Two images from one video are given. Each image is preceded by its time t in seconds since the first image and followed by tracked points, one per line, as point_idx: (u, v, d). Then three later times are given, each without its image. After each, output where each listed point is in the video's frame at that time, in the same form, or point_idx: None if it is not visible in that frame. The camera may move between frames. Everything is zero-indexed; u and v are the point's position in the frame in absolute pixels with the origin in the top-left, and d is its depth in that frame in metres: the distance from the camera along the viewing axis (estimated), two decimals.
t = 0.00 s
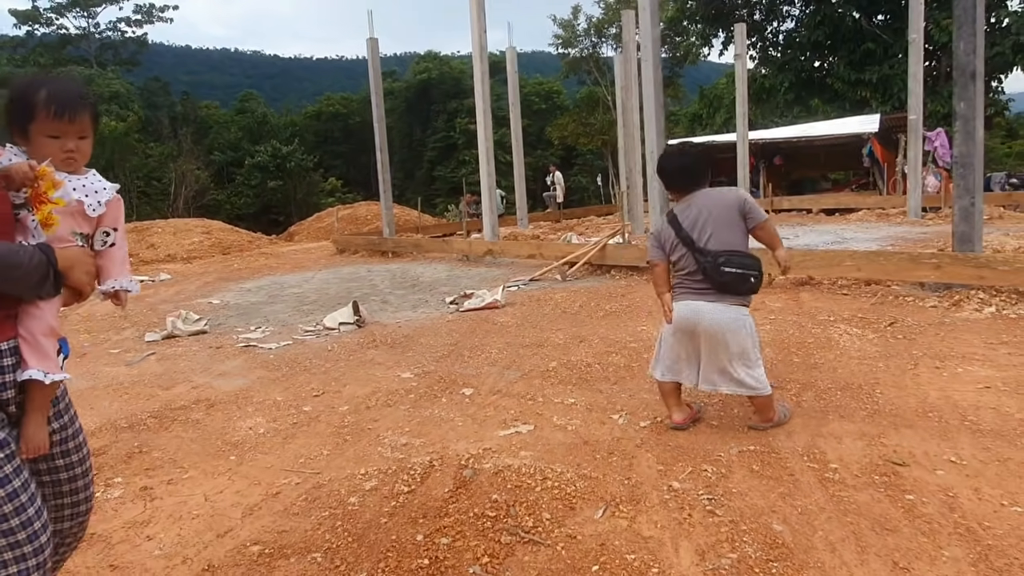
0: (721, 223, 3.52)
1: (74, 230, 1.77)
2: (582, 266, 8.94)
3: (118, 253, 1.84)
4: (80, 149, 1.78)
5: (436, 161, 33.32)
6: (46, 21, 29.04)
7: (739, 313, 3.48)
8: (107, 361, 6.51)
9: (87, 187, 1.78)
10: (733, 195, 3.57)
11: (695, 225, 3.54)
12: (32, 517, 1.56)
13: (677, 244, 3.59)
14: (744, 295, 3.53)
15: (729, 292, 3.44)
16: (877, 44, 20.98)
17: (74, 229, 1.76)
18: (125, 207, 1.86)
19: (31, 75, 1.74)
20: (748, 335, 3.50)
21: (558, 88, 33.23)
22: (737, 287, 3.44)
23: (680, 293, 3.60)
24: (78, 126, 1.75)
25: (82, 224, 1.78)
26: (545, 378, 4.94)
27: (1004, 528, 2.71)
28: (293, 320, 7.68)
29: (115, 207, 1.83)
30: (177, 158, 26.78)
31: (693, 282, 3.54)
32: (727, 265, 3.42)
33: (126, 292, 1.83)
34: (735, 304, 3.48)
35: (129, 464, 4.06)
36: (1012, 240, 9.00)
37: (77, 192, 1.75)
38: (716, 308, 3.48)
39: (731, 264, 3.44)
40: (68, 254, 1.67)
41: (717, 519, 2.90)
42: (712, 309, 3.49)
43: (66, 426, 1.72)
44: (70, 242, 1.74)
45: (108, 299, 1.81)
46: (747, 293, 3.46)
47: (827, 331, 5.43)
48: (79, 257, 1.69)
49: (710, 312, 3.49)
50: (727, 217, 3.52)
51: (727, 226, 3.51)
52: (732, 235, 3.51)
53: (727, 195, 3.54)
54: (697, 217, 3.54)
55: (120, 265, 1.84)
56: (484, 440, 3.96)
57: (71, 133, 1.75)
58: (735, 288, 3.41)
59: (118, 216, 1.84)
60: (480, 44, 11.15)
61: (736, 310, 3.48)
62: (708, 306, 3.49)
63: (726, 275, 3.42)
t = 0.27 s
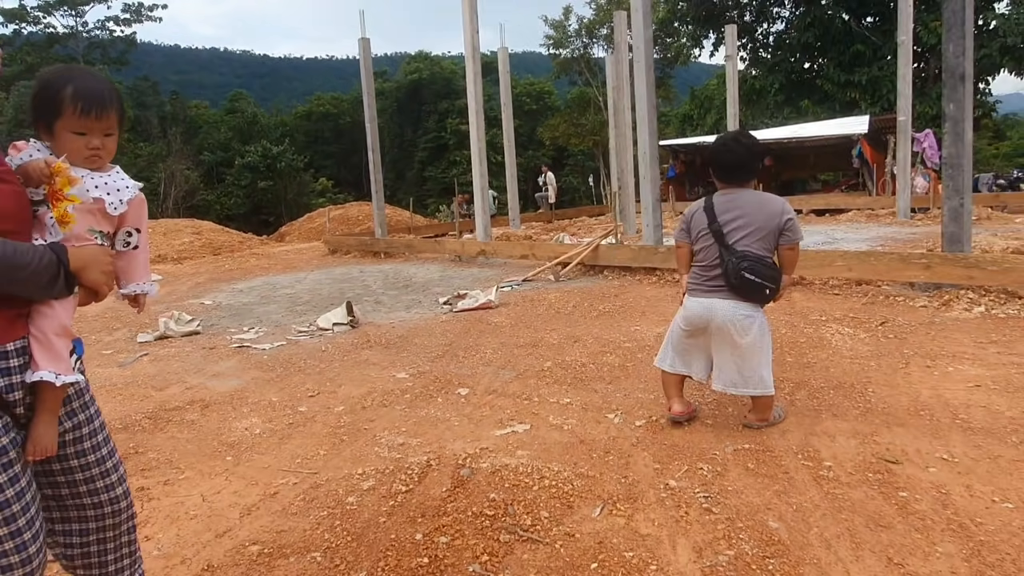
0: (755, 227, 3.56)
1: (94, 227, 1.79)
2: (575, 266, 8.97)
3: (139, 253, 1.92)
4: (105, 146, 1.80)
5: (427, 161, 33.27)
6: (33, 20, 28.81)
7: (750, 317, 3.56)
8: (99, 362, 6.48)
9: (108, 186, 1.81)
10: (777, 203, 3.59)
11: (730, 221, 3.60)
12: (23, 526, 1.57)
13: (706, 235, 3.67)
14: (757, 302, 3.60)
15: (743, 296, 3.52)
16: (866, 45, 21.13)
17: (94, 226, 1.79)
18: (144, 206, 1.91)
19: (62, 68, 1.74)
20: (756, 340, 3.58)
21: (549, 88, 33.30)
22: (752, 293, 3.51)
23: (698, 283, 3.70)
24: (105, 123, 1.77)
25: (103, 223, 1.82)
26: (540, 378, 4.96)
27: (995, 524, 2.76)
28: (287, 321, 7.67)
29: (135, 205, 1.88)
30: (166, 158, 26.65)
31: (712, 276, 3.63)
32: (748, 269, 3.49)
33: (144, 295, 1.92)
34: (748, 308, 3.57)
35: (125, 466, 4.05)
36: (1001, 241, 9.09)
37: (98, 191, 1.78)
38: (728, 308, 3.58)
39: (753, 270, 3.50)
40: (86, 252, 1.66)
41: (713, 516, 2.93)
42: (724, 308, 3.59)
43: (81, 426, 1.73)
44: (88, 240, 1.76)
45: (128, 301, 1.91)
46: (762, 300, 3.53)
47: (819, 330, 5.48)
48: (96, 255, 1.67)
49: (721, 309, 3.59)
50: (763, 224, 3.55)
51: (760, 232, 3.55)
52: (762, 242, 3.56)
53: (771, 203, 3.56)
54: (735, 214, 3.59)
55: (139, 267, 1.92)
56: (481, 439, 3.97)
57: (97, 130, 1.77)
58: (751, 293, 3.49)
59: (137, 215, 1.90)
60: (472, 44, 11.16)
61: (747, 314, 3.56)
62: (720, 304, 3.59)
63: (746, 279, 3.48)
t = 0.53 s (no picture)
0: (765, 230, 3.64)
1: (112, 229, 1.78)
2: (567, 268, 9.00)
3: (162, 253, 1.86)
4: (124, 146, 1.80)
5: (418, 163, 33.26)
6: (20, 20, 28.58)
7: (749, 317, 3.65)
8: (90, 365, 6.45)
9: (127, 185, 1.79)
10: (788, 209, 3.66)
11: (740, 221, 3.68)
12: (21, 530, 1.57)
13: (715, 231, 3.76)
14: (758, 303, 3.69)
15: (744, 295, 3.61)
16: (854, 48, 21.29)
17: (112, 228, 1.78)
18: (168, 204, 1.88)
19: (85, 71, 1.77)
20: (754, 340, 3.67)
21: (540, 90, 33.39)
22: (753, 293, 3.60)
23: (701, 277, 3.80)
24: (120, 121, 1.76)
25: (123, 223, 1.80)
26: (533, 379, 4.98)
27: (983, 522, 2.79)
28: (279, 323, 7.67)
29: (156, 203, 1.85)
30: (155, 160, 26.53)
31: (715, 272, 3.72)
32: (751, 271, 3.57)
33: (167, 291, 1.83)
34: (746, 309, 3.66)
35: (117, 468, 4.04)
36: (987, 241, 9.19)
37: (114, 190, 1.77)
38: (730, 306, 3.67)
39: (757, 271, 3.58)
40: (97, 254, 1.65)
41: (706, 516, 2.96)
42: (727, 306, 3.68)
43: (99, 428, 1.73)
44: (104, 241, 1.75)
45: (147, 298, 1.82)
46: (762, 302, 3.62)
47: (809, 331, 5.53)
48: (109, 257, 1.66)
49: (721, 306, 3.69)
50: (772, 227, 3.64)
51: (767, 235, 3.63)
52: (768, 245, 3.64)
53: (783, 208, 3.63)
54: (746, 214, 3.67)
55: (160, 264, 1.85)
56: (475, 440, 3.99)
57: (113, 129, 1.77)
58: (752, 294, 3.57)
59: (159, 213, 1.86)
60: (464, 46, 11.18)
61: (745, 314, 3.65)
62: (720, 300, 3.69)
63: (747, 280, 3.57)
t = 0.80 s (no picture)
0: (752, 225, 3.67)
1: (141, 219, 1.83)
2: (558, 268, 9.01)
3: (188, 242, 1.89)
4: (147, 132, 1.85)
5: (409, 163, 33.20)
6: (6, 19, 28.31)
7: (742, 311, 3.69)
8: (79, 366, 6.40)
9: (152, 175, 1.84)
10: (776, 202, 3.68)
11: (729, 217, 3.72)
12: (48, 513, 1.66)
13: (705, 229, 3.81)
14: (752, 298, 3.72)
15: (735, 290, 3.65)
16: (843, 48, 21.41)
17: (141, 217, 1.83)
18: (194, 193, 1.91)
19: (106, 62, 1.84)
20: (747, 334, 3.70)
21: (530, 90, 33.40)
22: (744, 288, 3.63)
23: (694, 275, 3.85)
24: (141, 107, 1.82)
25: (151, 213, 1.85)
26: (525, 379, 4.99)
27: (971, 517, 2.83)
28: (270, 324, 7.64)
29: (182, 192, 1.88)
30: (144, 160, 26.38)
31: (707, 269, 3.77)
32: (740, 265, 3.61)
33: (187, 282, 1.85)
34: (739, 303, 3.69)
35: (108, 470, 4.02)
36: (974, 241, 9.28)
37: (139, 181, 1.82)
38: (722, 303, 3.71)
39: (747, 266, 3.61)
40: (125, 243, 1.72)
41: (699, 514, 2.98)
42: (720, 303, 3.72)
43: (129, 419, 1.80)
44: (132, 230, 1.80)
45: (170, 288, 1.84)
46: (753, 295, 3.65)
47: (798, 329, 5.57)
48: (137, 246, 1.73)
49: (714, 302, 3.73)
50: (760, 222, 3.66)
51: (757, 230, 3.66)
52: (758, 240, 3.67)
53: (771, 202, 3.65)
54: (734, 211, 3.70)
55: (189, 255, 1.88)
56: (468, 440, 3.99)
57: (134, 116, 1.82)
58: (743, 288, 3.61)
59: (186, 202, 1.90)
60: (454, 46, 11.17)
61: (738, 309, 3.69)
62: (712, 296, 3.73)
63: (737, 275, 3.61)
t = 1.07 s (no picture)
0: (726, 216, 3.83)
1: (162, 213, 1.85)
2: (549, 268, 9.03)
3: (211, 234, 1.94)
4: (164, 122, 1.87)
5: (399, 163, 33.17)
6: None
7: (739, 300, 3.80)
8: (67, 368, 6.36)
9: (172, 168, 1.87)
10: (743, 192, 3.85)
11: (704, 217, 3.89)
12: (62, 500, 1.72)
13: (686, 234, 3.96)
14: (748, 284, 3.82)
15: (728, 280, 3.76)
16: (831, 49, 21.54)
17: (162, 211, 1.85)
18: (214, 183, 1.94)
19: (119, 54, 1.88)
20: (748, 320, 3.80)
21: (520, 91, 33.42)
22: (737, 276, 3.75)
23: (689, 278, 3.98)
24: (155, 96, 1.84)
25: (171, 206, 1.87)
26: (517, 379, 5.00)
27: (961, 514, 2.86)
28: (261, 325, 7.62)
29: (203, 183, 1.91)
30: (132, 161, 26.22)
31: (699, 269, 3.90)
32: (728, 256, 3.73)
33: (218, 273, 1.94)
34: (736, 292, 3.80)
35: (99, 472, 4.00)
36: (962, 240, 9.36)
37: (159, 175, 1.84)
38: (718, 296, 3.83)
39: (732, 255, 3.75)
40: (143, 239, 1.71)
41: (691, 512, 2.99)
42: (716, 296, 3.84)
43: (145, 410, 1.84)
44: (151, 225, 1.82)
45: (202, 278, 1.94)
46: (747, 281, 3.76)
47: (789, 329, 5.60)
48: (156, 242, 1.73)
49: (711, 298, 3.85)
50: (734, 213, 3.81)
51: (733, 221, 3.81)
52: (738, 229, 3.80)
53: (737, 193, 3.83)
54: (706, 210, 3.86)
55: (215, 247, 1.95)
56: (460, 440, 4.00)
57: (148, 105, 1.85)
58: (735, 277, 3.72)
59: (207, 193, 1.93)
60: (445, 47, 11.18)
61: (735, 297, 3.79)
62: (708, 292, 3.85)
63: (727, 265, 3.73)
